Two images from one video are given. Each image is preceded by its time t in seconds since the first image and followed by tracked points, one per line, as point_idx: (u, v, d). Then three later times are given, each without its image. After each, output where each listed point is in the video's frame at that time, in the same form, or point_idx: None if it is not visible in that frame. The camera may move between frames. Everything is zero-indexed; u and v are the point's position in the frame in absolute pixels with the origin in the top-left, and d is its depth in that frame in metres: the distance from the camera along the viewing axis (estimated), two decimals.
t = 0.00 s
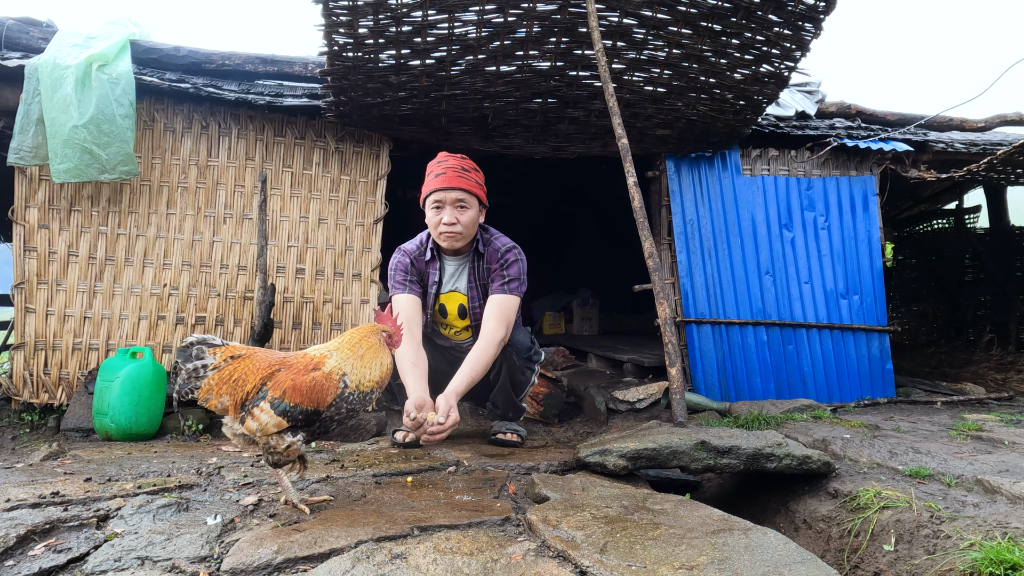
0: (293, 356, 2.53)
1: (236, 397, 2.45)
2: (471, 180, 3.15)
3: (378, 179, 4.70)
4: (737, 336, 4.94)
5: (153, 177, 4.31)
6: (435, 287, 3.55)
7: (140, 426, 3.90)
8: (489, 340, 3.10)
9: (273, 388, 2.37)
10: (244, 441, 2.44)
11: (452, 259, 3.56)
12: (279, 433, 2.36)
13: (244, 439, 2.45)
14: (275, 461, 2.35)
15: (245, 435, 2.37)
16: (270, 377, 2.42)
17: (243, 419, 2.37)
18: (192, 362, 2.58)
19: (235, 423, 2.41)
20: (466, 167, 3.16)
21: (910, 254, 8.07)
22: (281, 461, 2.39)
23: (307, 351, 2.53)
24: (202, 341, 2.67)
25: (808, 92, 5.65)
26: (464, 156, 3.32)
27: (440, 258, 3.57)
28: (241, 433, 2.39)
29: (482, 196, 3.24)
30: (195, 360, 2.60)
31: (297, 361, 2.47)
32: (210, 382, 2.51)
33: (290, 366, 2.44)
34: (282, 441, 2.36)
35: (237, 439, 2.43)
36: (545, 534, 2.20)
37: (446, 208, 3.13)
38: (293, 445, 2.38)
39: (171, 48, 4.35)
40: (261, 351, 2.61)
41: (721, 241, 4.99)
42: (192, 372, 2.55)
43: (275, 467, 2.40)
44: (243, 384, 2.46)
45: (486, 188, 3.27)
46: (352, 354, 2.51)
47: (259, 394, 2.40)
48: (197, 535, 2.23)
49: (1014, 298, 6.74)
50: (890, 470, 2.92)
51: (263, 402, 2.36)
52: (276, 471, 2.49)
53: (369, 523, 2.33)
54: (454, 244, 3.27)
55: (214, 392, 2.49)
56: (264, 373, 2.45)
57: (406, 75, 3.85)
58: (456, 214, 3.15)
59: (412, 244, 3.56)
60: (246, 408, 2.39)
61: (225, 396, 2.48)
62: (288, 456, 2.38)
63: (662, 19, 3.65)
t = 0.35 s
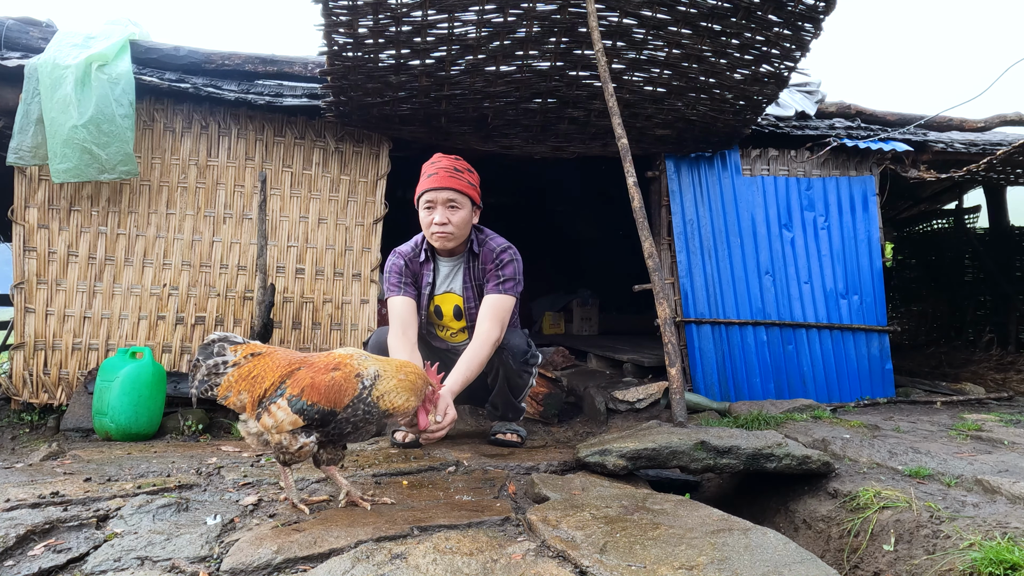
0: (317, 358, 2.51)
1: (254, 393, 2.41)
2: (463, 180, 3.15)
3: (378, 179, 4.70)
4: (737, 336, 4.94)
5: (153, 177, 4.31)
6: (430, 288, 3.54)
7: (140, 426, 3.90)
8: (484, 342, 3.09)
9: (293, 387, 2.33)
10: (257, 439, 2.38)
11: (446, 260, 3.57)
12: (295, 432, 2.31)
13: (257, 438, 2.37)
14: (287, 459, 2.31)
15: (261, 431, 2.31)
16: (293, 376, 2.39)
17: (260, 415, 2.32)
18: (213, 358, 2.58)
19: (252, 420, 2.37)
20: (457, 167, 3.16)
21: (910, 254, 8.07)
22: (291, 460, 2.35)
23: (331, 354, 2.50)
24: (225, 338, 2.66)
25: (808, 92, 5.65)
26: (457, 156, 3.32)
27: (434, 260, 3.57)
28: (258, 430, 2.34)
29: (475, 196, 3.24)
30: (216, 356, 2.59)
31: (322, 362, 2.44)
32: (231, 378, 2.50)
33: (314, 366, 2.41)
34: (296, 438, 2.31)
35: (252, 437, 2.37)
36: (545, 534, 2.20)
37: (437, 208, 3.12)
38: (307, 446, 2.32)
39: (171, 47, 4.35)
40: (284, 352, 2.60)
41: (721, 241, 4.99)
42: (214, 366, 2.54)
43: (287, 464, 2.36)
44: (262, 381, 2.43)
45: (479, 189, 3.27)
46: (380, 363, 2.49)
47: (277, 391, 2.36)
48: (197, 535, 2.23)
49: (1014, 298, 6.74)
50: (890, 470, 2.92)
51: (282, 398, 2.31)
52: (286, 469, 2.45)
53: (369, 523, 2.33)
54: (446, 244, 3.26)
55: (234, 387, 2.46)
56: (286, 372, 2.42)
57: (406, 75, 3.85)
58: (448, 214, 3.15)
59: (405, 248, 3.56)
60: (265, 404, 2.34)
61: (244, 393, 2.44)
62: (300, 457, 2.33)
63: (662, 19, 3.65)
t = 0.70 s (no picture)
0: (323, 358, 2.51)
1: (260, 391, 2.43)
2: (451, 186, 3.13)
3: (378, 179, 4.70)
4: (737, 336, 4.94)
5: (153, 177, 4.31)
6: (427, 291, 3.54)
7: (140, 426, 3.90)
8: (482, 343, 3.08)
9: (298, 386, 2.33)
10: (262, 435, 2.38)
11: (440, 263, 3.57)
12: (298, 431, 2.31)
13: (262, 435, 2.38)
14: (290, 459, 2.31)
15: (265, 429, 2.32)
16: (299, 375, 2.40)
17: (265, 413, 2.33)
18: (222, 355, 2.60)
19: (257, 417, 2.38)
20: (445, 173, 3.13)
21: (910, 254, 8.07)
22: (293, 460, 2.35)
23: (338, 355, 2.50)
24: (234, 335, 2.68)
25: (808, 92, 5.65)
26: (446, 159, 3.30)
27: (429, 263, 3.57)
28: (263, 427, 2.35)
29: (465, 201, 3.23)
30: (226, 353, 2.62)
31: (328, 362, 2.44)
32: (239, 375, 2.52)
33: (320, 366, 2.41)
34: (300, 437, 2.30)
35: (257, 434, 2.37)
36: (545, 534, 2.20)
37: (428, 217, 3.14)
38: (310, 446, 2.32)
39: (171, 47, 4.35)
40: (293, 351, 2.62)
41: (721, 241, 4.99)
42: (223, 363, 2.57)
43: (290, 464, 2.36)
44: (269, 378, 2.45)
45: (468, 192, 3.24)
46: (389, 366, 2.50)
47: (283, 389, 2.37)
48: (197, 535, 2.23)
49: (1014, 298, 6.74)
50: (890, 470, 2.92)
51: (287, 396, 2.32)
52: (287, 469, 2.44)
53: (369, 523, 2.33)
54: (440, 249, 3.29)
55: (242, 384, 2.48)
56: (292, 370, 2.43)
57: (406, 75, 3.85)
58: (438, 222, 3.16)
59: (400, 253, 3.57)
60: (269, 402, 2.35)
61: (250, 390, 2.47)
62: (303, 456, 2.33)
63: (662, 19, 3.65)
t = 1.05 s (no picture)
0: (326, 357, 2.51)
1: (262, 389, 2.42)
2: (452, 189, 3.12)
3: (378, 179, 4.70)
4: (737, 336, 4.94)
5: (153, 177, 4.32)
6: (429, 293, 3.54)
7: (140, 426, 3.90)
8: (483, 342, 3.09)
9: (301, 385, 2.33)
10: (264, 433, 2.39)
11: (443, 265, 3.57)
12: (301, 429, 2.31)
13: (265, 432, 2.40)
14: (291, 458, 2.30)
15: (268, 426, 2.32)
16: (301, 373, 2.39)
17: (268, 411, 2.34)
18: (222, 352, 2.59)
19: (260, 415, 2.38)
20: (445, 176, 3.11)
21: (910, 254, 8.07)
22: (295, 459, 2.35)
23: (340, 354, 2.50)
24: (236, 332, 2.68)
25: (808, 92, 5.65)
26: (446, 162, 3.29)
27: (431, 265, 3.58)
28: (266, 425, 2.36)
29: (466, 204, 3.22)
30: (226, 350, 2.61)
31: (331, 362, 2.44)
32: (239, 372, 2.51)
33: (323, 366, 2.41)
34: (301, 436, 2.31)
35: (260, 432, 2.38)
36: (545, 534, 2.20)
37: (429, 221, 3.13)
38: (312, 445, 2.32)
39: (171, 47, 4.35)
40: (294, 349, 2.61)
41: (721, 241, 4.99)
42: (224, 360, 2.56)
43: (291, 464, 2.36)
44: (271, 377, 2.44)
45: (469, 195, 3.24)
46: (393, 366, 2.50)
47: (286, 387, 2.37)
48: (197, 535, 2.23)
49: (1014, 298, 6.74)
50: (890, 470, 2.92)
51: (291, 394, 2.32)
52: (287, 469, 2.44)
53: (369, 523, 2.33)
54: (442, 253, 3.30)
55: (243, 381, 2.47)
56: (295, 369, 2.43)
57: (406, 75, 3.85)
58: (440, 227, 3.16)
59: (403, 254, 3.57)
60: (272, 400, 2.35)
61: (251, 388, 2.46)
62: (305, 455, 2.33)
63: (662, 19, 3.65)
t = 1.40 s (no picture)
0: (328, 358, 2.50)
1: (263, 388, 2.42)
2: (455, 188, 3.12)
3: (378, 179, 4.70)
4: (737, 336, 4.94)
5: (153, 177, 4.32)
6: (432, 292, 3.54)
7: (140, 426, 3.90)
8: (486, 341, 3.09)
9: (303, 386, 2.32)
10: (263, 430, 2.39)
11: (445, 264, 3.57)
12: (300, 430, 2.31)
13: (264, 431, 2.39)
14: (291, 458, 2.30)
15: (268, 425, 2.32)
16: (304, 374, 2.39)
17: (269, 411, 2.33)
18: (225, 349, 2.59)
19: (260, 413, 2.38)
20: (448, 175, 3.12)
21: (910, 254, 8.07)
22: (294, 460, 2.35)
23: (343, 356, 2.50)
24: (239, 330, 2.69)
25: (808, 92, 5.65)
26: (449, 161, 3.30)
27: (433, 264, 3.58)
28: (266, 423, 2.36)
29: (469, 203, 3.22)
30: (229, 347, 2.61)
31: (333, 363, 2.43)
32: (242, 370, 2.51)
33: (326, 368, 2.40)
34: (301, 436, 2.30)
35: (260, 429, 2.39)
36: (545, 534, 2.20)
37: (432, 219, 3.14)
38: (311, 447, 2.32)
39: (171, 47, 4.35)
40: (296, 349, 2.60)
41: (721, 241, 4.99)
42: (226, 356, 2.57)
43: (291, 464, 2.36)
44: (273, 376, 2.44)
45: (472, 194, 3.24)
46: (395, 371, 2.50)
47: (287, 387, 2.37)
48: (197, 535, 2.23)
49: (1015, 298, 6.74)
50: (890, 470, 2.92)
51: (292, 395, 2.32)
52: (287, 469, 2.44)
53: (369, 523, 2.33)
54: (444, 251, 3.30)
55: (245, 380, 2.48)
56: (297, 369, 2.42)
57: (406, 75, 3.85)
58: (443, 225, 3.17)
59: (405, 253, 3.57)
60: (273, 400, 2.35)
61: (253, 386, 2.46)
62: (304, 456, 2.33)
63: (662, 19, 3.65)
